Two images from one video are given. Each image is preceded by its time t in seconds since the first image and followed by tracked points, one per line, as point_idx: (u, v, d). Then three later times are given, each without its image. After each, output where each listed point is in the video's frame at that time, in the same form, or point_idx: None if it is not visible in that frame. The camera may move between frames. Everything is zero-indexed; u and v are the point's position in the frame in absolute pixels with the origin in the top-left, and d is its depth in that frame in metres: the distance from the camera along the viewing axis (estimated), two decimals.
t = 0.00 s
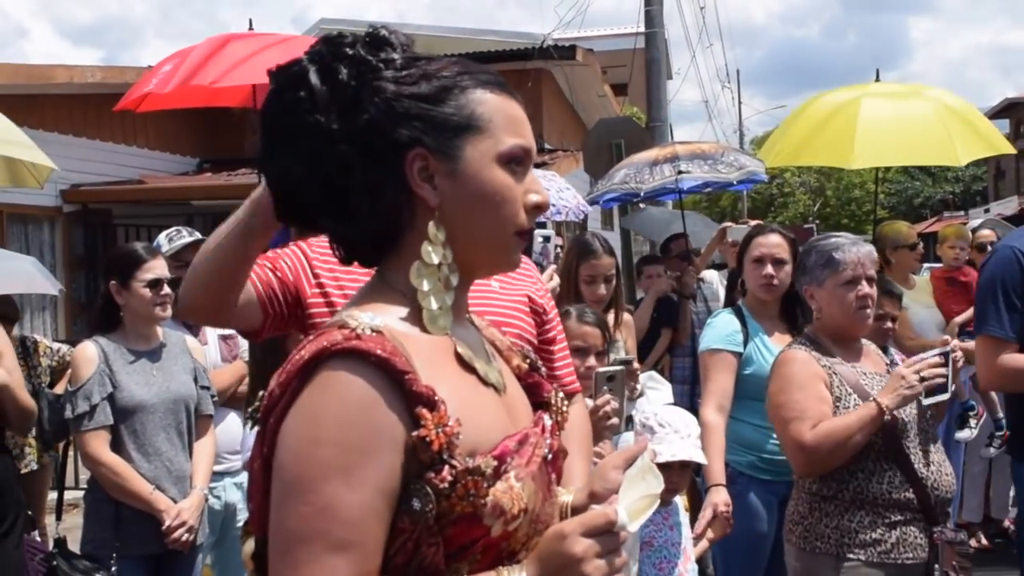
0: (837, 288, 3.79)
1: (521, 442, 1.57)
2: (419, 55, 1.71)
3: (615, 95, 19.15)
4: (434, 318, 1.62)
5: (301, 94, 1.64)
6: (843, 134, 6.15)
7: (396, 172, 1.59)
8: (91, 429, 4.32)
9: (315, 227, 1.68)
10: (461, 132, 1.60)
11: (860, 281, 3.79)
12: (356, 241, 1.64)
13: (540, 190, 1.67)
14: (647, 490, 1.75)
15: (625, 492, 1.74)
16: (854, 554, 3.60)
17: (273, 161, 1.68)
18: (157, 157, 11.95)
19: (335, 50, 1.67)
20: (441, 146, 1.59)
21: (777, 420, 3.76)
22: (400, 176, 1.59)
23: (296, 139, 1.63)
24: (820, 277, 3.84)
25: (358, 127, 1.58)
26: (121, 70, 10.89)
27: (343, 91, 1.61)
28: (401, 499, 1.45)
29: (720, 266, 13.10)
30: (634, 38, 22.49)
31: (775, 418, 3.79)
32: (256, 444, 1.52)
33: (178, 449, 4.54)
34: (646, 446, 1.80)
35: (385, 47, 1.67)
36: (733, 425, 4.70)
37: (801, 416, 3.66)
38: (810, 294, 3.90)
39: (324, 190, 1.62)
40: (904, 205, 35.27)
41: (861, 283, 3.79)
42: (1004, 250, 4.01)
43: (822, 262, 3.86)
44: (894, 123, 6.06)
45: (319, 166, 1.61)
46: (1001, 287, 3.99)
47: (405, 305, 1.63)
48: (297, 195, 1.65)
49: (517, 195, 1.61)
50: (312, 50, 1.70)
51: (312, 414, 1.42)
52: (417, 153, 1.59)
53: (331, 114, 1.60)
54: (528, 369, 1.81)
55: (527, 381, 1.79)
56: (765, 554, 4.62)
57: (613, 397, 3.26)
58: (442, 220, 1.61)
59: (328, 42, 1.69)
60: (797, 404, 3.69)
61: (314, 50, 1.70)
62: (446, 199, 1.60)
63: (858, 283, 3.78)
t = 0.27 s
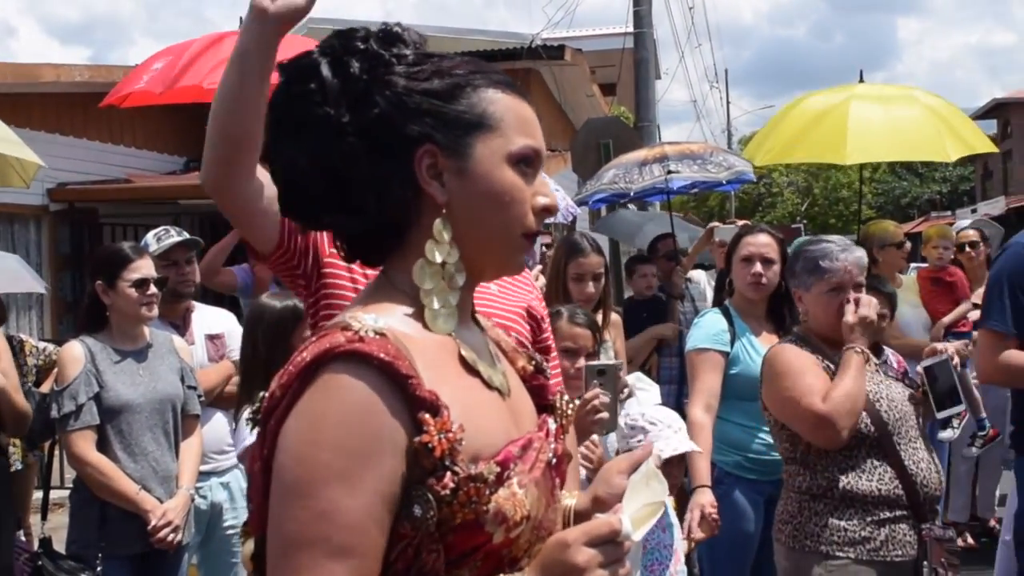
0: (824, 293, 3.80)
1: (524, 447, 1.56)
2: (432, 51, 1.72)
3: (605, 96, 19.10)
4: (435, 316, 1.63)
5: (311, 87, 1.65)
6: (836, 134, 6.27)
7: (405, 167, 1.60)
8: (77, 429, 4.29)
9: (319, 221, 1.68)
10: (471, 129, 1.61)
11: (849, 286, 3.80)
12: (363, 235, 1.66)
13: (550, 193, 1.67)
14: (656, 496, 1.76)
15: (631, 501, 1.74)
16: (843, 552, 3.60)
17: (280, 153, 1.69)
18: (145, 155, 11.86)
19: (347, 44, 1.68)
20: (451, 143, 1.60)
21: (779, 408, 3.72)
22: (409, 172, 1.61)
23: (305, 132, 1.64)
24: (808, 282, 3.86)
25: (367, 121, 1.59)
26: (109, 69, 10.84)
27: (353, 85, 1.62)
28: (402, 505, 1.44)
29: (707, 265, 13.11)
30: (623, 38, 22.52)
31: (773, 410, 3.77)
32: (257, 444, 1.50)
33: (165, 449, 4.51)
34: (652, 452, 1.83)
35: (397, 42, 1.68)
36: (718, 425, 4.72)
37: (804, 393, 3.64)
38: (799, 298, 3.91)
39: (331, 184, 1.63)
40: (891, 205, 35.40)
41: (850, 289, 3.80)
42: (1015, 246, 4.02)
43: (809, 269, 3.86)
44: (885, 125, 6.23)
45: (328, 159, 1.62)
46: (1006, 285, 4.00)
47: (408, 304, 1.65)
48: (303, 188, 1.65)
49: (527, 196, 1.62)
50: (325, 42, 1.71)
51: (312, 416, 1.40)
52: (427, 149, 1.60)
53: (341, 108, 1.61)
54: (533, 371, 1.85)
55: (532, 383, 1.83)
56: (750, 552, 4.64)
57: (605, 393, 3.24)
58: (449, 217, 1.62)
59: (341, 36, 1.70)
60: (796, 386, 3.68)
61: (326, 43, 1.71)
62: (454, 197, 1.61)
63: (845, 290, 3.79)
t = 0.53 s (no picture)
0: (804, 290, 3.80)
1: (550, 450, 1.50)
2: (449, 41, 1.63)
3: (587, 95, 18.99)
4: (460, 314, 1.57)
5: (325, 78, 1.56)
6: (821, 135, 6.30)
7: (425, 162, 1.52)
8: (55, 427, 4.19)
9: (333, 220, 1.60)
10: (492, 121, 1.55)
11: (828, 284, 3.79)
12: (381, 232, 1.58)
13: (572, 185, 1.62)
14: (681, 499, 1.66)
15: (665, 493, 1.66)
16: (827, 549, 3.57)
17: (289, 148, 1.59)
18: (123, 152, 11.67)
19: (361, 34, 1.58)
20: (472, 137, 1.53)
21: (757, 406, 3.68)
22: (429, 167, 1.53)
23: (317, 126, 1.55)
24: (788, 278, 3.87)
25: (385, 115, 1.51)
26: (85, 64, 10.68)
27: (369, 77, 1.53)
28: (428, 513, 1.37)
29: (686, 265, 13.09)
30: (604, 37, 22.45)
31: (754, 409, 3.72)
32: (277, 448, 1.44)
33: (144, 447, 4.41)
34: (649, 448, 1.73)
35: (413, 31, 1.60)
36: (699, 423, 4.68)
37: (779, 395, 3.60)
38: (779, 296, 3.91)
39: (346, 180, 1.54)
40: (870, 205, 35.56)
41: (829, 287, 3.79)
42: (1010, 239, 3.85)
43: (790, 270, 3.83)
44: (868, 127, 6.26)
45: (343, 156, 1.53)
46: (1000, 277, 3.83)
47: (429, 303, 1.58)
48: (316, 185, 1.56)
49: (550, 189, 1.57)
50: (335, 31, 1.62)
51: (335, 424, 1.33)
52: (446, 144, 1.53)
53: (357, 100, 1.52)
54: (554, 368, 1.79)
55: (553, 381, 1.77)
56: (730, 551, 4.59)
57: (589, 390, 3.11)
58: (472, 213, 1.55)
59: (354, 25, 1.61)
60: (773, 387, 3.63)
61: (337, 32, 1.61)
62: (475, 192, 1.55)
63: (824, 287, 3.78)
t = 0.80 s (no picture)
0: (777, 283, 3.67)
1: (586, 446, 1.42)
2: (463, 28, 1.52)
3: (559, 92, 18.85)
4: (489, 310, 1.47)
5: (338, 72, 1.44)
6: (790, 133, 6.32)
7: (446, 156, 1.42)
8: (20, 423, 4.07)
9: (350, 219, 1.49)
10: (514, 109, 1.44)
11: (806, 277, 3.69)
12: (405, 227, 1.47)
13: (596, 171, 1.52)
14: (720, 492, 1.61)
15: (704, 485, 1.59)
16: (798, 544, 3.46)
17: (301, 146, 1.49)
18: (88, 145, 11.44)
19: (371, 24, 1.46)
20: (494, 126, 1.43)
21: (719, 405, 3.56)
22: (451, 161, 1.43)
23: (331, 122, 1.44)
24: (761, 270, 3.76)
25: (404, 108, 1.40)
26: (49, 57, 10.46)
27: (384, 70, 1.42)
28: (465, 515, 1.30)
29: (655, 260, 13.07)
30: (574, 32, 22.39)
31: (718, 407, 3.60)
32: (301, 452, 1.35)
33: (111, 443, 4.29)
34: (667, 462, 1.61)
35: (426, 20, 1.48)
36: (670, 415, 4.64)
37: (743, 404, 3.47)
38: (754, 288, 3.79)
39: (364, 175, 1.44)
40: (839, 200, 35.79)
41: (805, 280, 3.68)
42: (983, 232, 3.78)
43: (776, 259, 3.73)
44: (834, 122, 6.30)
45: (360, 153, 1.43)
46: (972, 269, 3.75)
47: (453, 297, 1.48)
48: (331, 184, 1.46)
49: (575, 176, 1.47)
50: (343, 22, 1.50)
51: (362, 427, 1.24)
52: (468, 135, 1.42)
53: (373, 94, 1.41)
54: (582, 364, 1.69)
55: (581, 376, 1.68)
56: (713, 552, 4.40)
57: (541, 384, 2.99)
58: (498, 205, 1.46)
59: (365, 14, 1.48)
60: (740, 392, 3.49)
61: (346, 22, 1.49)
62: (499, 182, 1.45)
63: (795, 278, 3.68)
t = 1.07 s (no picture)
0: (761, 266, 3.61)
1: (597, 430, 1.39)
2: None
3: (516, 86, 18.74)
4: (495, 290, 1.44)
5: (342, 39, 1.43)
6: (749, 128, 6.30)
7: (453, 128, 1.40)
8: None
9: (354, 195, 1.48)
10: (523, 82, 1.43)
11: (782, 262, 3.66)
12: (408, 207, 1.44)
13: (602, 149, 1.51)
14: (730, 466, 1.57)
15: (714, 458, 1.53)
16: (759, 531, 3.42)
17: (306, 117, 1.48)
18: (44, 137, 11.17)
19: None
20: (503, 99, 1.41)
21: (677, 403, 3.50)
22: (459, 135, 1.41)
23: (336, 91, 1.43)
24: (748, 255, 3.63)
25: (411, 77, 1.38)
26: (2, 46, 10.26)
27: (390, 37, 1.40)
28: (479, 503, 1.27)
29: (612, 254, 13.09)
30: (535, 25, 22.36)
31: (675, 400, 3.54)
32: (305, 441, 1.32)
33: (62, 437, 4.14)
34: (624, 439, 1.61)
35: None
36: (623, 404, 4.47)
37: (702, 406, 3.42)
38: (728, 273, 3.65)
39: (368, 149, 1.42)
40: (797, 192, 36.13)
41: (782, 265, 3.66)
42: (930, 223, 3.85)
43: (752, 240, 3.66)
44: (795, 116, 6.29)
45: (367, 123, 1.41)
46: (918, 260, 3.83)
47: (463, 282, 1.45)
48: (338, 157, 1.45)
49: (581, 153, 1.45)
50: None
51: (374, 414, 1.21)
52: (477, 106, 1.41)
53: (378, 62, 1.40)
54: (580, 348, 1.65)
55: (580, 361, 1.63)
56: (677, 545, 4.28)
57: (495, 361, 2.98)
58: (505, 183, 1.44)
59: None
60: (699, 391, 3.43)
61: None
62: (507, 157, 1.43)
63: (779, 264, 3.64)
